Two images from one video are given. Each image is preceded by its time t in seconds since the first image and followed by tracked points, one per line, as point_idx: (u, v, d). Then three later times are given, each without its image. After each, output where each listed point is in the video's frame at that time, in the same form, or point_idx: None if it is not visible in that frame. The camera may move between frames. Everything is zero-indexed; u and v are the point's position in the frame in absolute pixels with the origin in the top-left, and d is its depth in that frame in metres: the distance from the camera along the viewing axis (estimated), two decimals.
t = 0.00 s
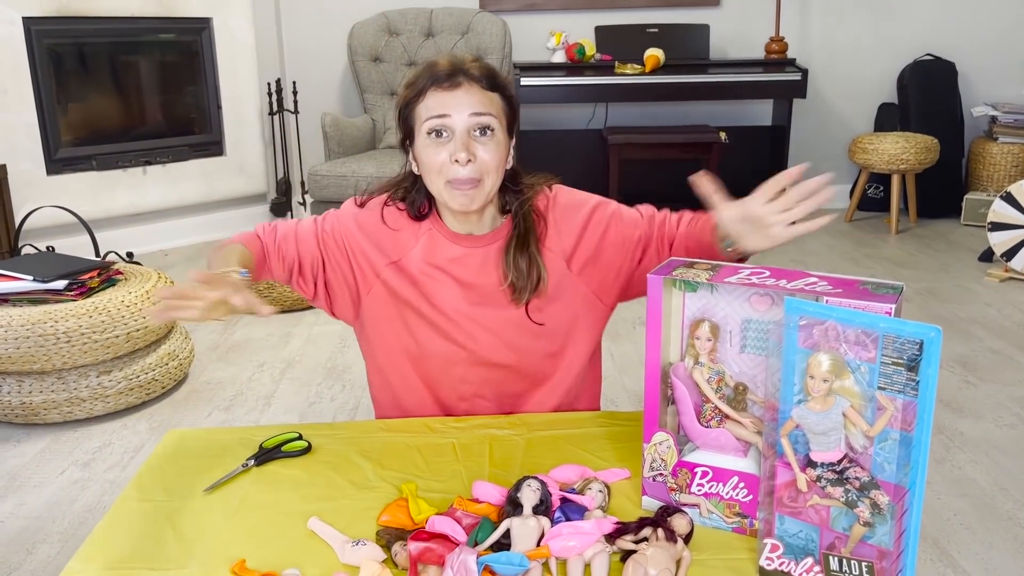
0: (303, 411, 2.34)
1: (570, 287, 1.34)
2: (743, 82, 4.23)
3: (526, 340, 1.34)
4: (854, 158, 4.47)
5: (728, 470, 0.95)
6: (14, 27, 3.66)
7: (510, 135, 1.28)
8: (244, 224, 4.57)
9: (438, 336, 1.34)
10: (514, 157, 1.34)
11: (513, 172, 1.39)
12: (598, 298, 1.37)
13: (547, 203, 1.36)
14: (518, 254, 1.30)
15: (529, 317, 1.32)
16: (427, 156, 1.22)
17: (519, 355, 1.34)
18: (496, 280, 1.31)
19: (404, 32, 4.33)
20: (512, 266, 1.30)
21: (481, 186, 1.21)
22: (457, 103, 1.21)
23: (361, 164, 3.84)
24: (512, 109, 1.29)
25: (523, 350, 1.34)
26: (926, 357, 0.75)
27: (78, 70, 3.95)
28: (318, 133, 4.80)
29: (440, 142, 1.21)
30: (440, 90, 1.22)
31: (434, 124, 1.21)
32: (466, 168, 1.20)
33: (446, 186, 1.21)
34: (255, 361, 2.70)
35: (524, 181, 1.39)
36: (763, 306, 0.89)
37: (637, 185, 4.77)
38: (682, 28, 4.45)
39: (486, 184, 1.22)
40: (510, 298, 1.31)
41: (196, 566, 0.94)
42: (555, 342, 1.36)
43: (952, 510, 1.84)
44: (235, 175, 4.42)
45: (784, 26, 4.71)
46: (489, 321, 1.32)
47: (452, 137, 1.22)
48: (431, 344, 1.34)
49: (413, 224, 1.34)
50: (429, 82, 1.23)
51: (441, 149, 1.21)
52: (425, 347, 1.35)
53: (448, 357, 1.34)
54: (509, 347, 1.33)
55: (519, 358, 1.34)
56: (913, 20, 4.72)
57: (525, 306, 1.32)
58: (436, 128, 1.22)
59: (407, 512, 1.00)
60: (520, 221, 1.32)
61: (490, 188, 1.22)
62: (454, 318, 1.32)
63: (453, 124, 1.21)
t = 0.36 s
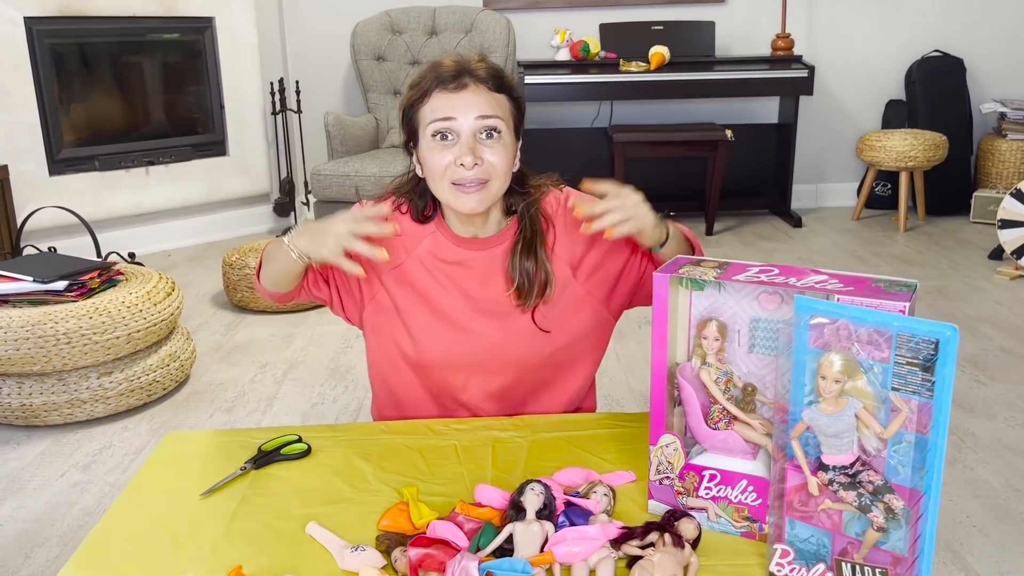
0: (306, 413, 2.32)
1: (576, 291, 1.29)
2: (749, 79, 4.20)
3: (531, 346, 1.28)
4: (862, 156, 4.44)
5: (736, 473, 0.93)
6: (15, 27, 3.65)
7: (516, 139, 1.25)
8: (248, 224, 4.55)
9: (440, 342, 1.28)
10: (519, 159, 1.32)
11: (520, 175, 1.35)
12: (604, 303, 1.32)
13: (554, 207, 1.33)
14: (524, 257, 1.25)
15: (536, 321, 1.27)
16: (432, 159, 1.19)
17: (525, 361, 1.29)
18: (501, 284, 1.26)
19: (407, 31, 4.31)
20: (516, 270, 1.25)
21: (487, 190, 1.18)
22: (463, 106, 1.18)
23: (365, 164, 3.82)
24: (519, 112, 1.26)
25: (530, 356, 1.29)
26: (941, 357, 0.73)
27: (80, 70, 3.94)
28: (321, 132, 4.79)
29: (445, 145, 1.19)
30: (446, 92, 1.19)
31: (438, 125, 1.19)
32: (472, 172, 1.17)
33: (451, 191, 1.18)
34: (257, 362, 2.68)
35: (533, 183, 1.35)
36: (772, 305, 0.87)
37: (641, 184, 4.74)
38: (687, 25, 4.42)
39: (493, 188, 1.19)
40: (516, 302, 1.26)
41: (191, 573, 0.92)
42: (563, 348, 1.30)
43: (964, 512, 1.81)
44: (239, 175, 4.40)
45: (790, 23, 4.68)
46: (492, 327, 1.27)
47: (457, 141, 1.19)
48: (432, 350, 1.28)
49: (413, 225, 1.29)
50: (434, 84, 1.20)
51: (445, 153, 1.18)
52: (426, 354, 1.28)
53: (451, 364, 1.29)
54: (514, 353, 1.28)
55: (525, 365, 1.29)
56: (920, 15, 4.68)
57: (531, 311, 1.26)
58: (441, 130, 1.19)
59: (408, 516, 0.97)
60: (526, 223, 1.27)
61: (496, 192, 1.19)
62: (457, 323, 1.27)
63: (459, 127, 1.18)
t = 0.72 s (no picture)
0: (309, 413, 2.31)
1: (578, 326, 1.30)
2: (755, 77, 4.18)
3: (534, 379, 1.28)
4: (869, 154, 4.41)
5: (744, 474, 0.91)
6: (19, 27, 3.65)
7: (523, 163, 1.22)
8: (253, 224, 4.55)
9: (442, 377, 1.26)
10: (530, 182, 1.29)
11: (531, 201, 1.31)
12: (604, 336, 1.34)
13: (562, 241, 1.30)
14: (534, 294, 1.23)
15: (542, 356, 1.27)
16: (430, 183, 1.17)
17: (527, 392, 1.29)
18: (509, 321, 1.24)
19: (412, 30, 4.30)
20: (525, 309, 1.23)
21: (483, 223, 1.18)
22: (467, 129, 1.16)
23: (370, 163, 3.81)
24: (529, 134, 1.23)
25: (532, 388, 1.28)
26: (954, 355, 0.71)
27: (84, 70, 3.94)
28: (326, 132, 4.78)
29: (444, 169, 1.17)
30: (449, 111, 1.16)
31: (438, 148, 1.16)
32: (471, 202, 1.16)
33: (448, 218, 1.17)
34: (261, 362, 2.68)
35: (544, 211, 1.31)
36: (780, 302, 0.85)
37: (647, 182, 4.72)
38: (692, 23, 4.40)
39: (492, 218, 1.17)
40: (523, 336, 1.24)
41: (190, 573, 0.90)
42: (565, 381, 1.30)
43: (975, 512, 1.79)
44: (243, 175, 4.39)
45: (797, 21, 4.66)
46: (497, 363, 1.26)
47: (457, 166, 1.17)
48: (435, 384, 1.27)
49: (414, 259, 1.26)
50: (439, 101, 1.17)
51: (443, 177, 1.16)
52: (427, 388, 1.27)
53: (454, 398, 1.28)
54: (517, 387, 1.28)
55: (527, 396, 1.29)
56: (928, 12, 4.65)
57: (537, 346, 1.26)
58: (440, 152, 1.17)
59: (410, 517, 0.96)
60: (537, 256, 1.25)
61: (496, 224, 1.17)
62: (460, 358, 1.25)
63: (460, 151, 1.16)
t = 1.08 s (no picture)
0: (312, 412, 2.30)
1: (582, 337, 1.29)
2: (761, 76, 4.16)
3: (539, 393, 1.27)
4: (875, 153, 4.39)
5: (748, 473, 0.90)
6: (24, 27, 3.65)
7: (523, 184, 1.21)
8: (257, 223, 4.55)
9: (446, 392, 1.25)
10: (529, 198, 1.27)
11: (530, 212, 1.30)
12: (607, 347, 1.32)
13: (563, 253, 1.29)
14: (536, 307, 1.22)
15: (545, 370, 1.26)
16: (428, 211, 1.16)
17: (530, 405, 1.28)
18: (511, 334, 1.23)
19: (416, 29, 4.29)
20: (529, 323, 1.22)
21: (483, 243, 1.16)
22: (463, 158, 1.14)
23: (374, 162, 3.80)
24: (527, 154, 1.21)
25: (535, 400, 1.28)
26: (962, 351, 0.70)
27: (89, 70, 3.94)
28: (330, 131, 4.78)
29: (440, 196, 1.15)
30: (444, 138, 1.14)
31: (433, 176, 1.14)
32: (469, 231, 1.14)
33: (448, 247, 1.16)
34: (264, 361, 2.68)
35: (545, 222, 1.30)
36: (785, 299, 0.84)
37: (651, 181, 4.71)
38: (698, 22, 4.39)
39: (493, 244, 1.15)
40: (526, 350, 1.24)
41: (189, 572, 0.90)
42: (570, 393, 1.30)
43: (982, 512, 1.78)
44: (248, 174, 4.39)
45: (802, 19, 4.64)
46: (499, 377, 1.25)
47: (454, 194, 1.15)
48: (438, 399, 1.26)
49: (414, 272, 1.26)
50: (434, 125, 1.15)
51: (440, 206, 1.15)
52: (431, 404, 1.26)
53: (457, 413, 1.27)
54: (521, 400, 1.27)
55: (531, 409, 1.29)
56: (934, 11, 4.63)
57: (541, 359, 1.25)
58: (435, 180, 1.15)
59: (411, 516, 0.95)
60: (539, 270, 1.23)
61: (496, 248, 1.16)
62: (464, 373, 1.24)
63: (457, 180, 1.14)
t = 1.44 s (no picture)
0: (314, 412, 2.30)
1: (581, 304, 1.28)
2: (765, 76, 4.15)
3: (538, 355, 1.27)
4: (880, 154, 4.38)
5: (750, 475, 0.89)
6: (28, 27, 3.66)
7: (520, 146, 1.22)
8: (260, 223, 4.55)
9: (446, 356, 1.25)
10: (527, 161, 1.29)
11: (530, 176, 1.30)
12: (607, 320, 1.32)
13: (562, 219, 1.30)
14: (534, 269, 1.23)
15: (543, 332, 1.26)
16: (430, 173, 1.16)
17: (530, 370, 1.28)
18: (512, 296, 1.24)
19: (419, 30, 4.30)
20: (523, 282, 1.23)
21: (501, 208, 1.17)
22: (464, 120, 1.15)
23: (378, 162, 3.80)
24: (523, 116, 1.23)
25: (536, 365, 1.28)
26: (967, 351, 0.69)
27: (93, 70, 3.95)
28: (333, 131, 4.78)
29: (443, 158, 1.16)
30: (445, 102, 1.15)
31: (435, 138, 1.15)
32: (473, 190, 1.15)
33: (451, 204, 1.16)
34: (267, 361, 2.67)
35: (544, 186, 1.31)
36: (788, 299, 0.83)
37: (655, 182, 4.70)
38: (702, 22, 4.38)
39: (495, 201, 1.17)
40: (524, 311, 1.24)
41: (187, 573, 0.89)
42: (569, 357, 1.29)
43: (986, 515, 1.77)
44: (251, 174, 4.40)
45: (807, 20, 4.63)
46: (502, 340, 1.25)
47: (455, 154, 1.16)
48: (438, 364, 1.26)
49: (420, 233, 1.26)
50: (434, 91, 1.16)
51: (443, 168, 1.15)
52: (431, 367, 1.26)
53: (457, 378, 1.27)
54: (521, 364, 1.27)
55: (531, 374, 1.28)
56: (939, 11, 4.62)
57: (538, 321, 1.25)
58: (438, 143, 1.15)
59: (411, 517, 0.94)
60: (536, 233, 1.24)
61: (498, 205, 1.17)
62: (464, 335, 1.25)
63: (458, 139, 1.15)
